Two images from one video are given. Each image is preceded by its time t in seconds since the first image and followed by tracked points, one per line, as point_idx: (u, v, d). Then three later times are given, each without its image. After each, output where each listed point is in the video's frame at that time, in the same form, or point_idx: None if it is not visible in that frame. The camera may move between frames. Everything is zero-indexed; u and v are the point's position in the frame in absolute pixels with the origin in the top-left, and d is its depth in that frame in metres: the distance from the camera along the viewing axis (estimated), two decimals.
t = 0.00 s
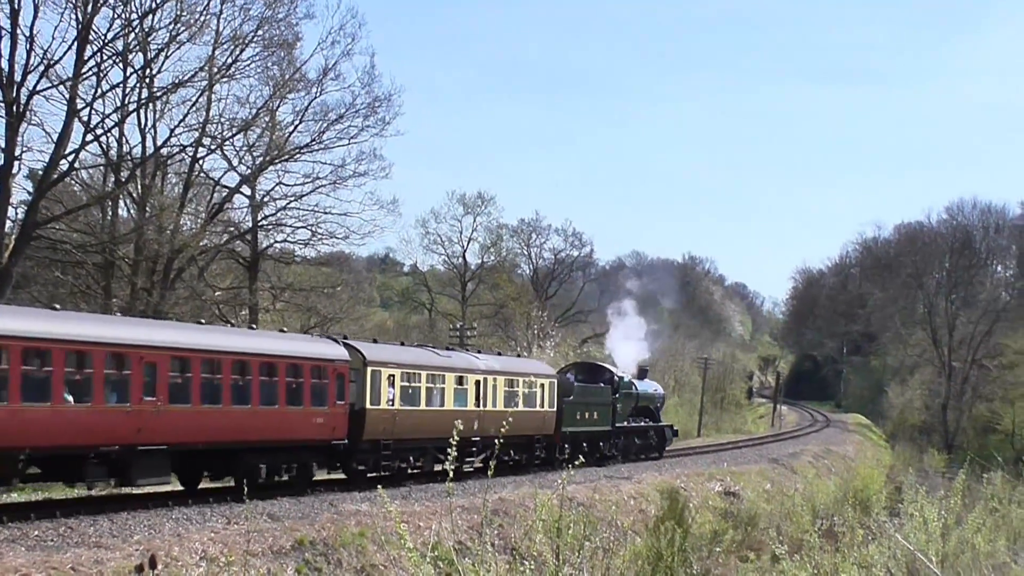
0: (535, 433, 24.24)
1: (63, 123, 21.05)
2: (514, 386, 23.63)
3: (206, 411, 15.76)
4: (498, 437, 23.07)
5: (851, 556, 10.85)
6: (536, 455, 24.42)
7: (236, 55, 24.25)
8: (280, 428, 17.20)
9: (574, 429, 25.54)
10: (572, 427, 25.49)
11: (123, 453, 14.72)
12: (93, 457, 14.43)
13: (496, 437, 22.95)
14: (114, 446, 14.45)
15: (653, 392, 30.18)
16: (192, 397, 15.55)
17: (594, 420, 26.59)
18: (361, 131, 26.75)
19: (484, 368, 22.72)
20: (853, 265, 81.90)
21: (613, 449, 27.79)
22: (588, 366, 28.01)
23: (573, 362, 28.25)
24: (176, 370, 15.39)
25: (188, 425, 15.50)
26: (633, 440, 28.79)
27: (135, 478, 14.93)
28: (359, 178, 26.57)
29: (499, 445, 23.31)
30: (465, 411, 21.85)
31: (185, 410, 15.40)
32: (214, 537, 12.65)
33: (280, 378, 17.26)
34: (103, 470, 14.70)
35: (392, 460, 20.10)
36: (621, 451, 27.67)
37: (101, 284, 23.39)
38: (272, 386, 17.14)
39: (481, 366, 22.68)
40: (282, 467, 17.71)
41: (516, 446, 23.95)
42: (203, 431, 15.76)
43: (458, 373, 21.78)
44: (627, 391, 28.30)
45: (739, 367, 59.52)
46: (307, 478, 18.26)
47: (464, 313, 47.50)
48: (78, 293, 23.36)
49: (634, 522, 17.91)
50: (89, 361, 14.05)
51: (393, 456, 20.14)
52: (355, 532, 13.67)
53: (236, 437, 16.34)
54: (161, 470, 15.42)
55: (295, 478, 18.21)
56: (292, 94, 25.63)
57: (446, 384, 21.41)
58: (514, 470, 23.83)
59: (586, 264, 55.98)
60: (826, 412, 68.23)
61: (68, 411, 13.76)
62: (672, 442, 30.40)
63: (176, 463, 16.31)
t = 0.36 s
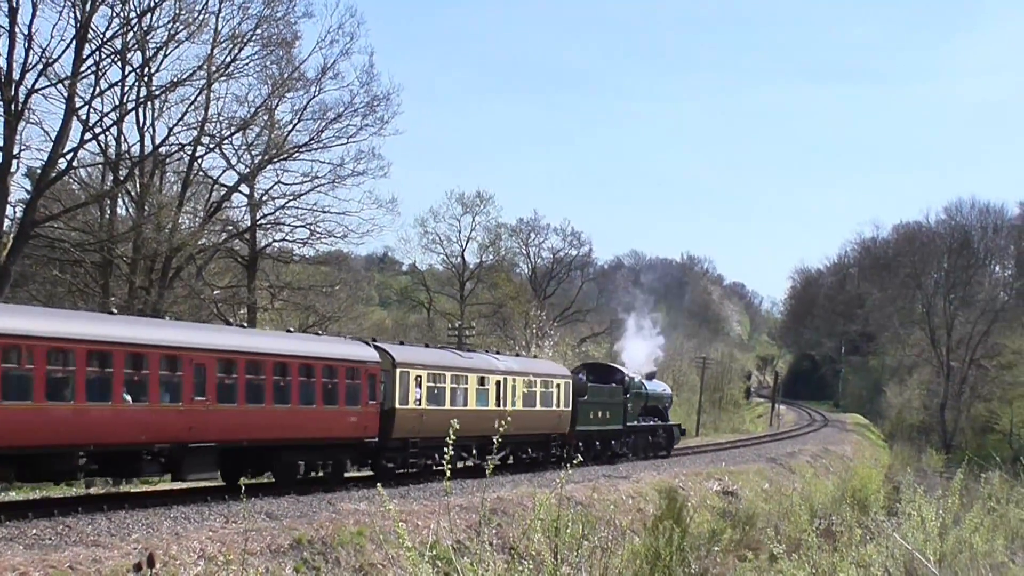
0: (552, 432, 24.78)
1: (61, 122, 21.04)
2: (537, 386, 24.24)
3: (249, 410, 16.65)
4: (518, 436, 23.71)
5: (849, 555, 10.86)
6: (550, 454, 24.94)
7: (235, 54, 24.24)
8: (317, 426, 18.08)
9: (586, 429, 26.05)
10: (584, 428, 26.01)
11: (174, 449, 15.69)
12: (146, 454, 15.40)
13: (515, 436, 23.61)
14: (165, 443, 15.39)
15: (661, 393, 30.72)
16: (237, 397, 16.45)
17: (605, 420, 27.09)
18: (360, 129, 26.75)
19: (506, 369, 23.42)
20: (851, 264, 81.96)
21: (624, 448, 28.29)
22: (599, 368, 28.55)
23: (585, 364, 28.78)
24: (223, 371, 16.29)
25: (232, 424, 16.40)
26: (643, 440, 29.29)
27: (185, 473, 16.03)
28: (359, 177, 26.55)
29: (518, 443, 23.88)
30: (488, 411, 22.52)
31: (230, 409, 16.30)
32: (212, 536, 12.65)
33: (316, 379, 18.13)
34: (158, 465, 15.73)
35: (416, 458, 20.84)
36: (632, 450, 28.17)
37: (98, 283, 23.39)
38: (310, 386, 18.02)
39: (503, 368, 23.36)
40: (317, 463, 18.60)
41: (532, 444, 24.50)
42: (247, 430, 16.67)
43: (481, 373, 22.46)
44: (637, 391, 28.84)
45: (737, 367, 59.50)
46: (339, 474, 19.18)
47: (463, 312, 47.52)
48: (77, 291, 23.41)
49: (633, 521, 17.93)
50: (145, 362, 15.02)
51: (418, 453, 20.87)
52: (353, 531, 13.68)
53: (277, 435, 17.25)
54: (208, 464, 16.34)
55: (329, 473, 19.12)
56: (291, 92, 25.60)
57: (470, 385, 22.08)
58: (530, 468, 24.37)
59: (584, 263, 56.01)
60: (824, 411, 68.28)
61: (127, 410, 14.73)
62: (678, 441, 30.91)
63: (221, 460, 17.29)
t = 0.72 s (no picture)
0: (565, 427, 25.14)
1: (57, 118, 21.02)
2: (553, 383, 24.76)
3: (286, 407, 17.21)
4: (534, 431, 24.19)
5: (844, 550, 10.88)
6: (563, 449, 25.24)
7: (231, 50, 24.23)
8: (349, 422, 18.63)
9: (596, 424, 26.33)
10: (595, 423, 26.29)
11: (220, 445, 16.24)
12: (194, 449, 15.98)
13: (532, 432, 24.08)
14: (211, 440, 15.95)
15: (667, 390, 31.04)
16: (276, 394, 17.03)
17: (614, 415, 27.37)
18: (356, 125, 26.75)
19: (521, 366, 23.95)
20: (847, 260, 82.02)
21: (633, 442, 28.58)
22: (607, 364, 28.87)
23: (593, 361, 29.11)
24: (263, 369, 16.88)
25: (271, 420, 16.96)
26: (651, 435, 29.60)
27: (230, 467, 16.56)
28: (354, 173, 26.52)
29: (533, 438, 24.28)
30: (506, 407, 23.04)
31: (269, 406, 16.88)
32: (207, 532, 12.65)
33: (348, 376, 18.72)
34: (203, 460, 16.21)
35: (440, 452, 21.36)
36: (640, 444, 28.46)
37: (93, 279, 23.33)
38: (342, 383, 18.59)
39: (519, 366, 23.88)
40: (347, 457, 19.14)
41: (545, 439, 24.81)
42: (284, 425, 17.22)
43: (498, 371, 22.98)
44: (645, 386, 29.19)
45: (733, 363, 59.49)
46: (368, 468, 19.75)
47: (459, 309, 47.52)
48: (72, 288, 23.35)
49: (628, 517, 17.95)
50: (194, 363, 15.60)
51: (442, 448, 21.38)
52: (349, 527, 13.69)
53: (312, 432, 17.81)
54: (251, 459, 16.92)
55: (358, 468, 19.67)
56: (286, 88, 25.58)
57: (488, 382, 22.59)
58: (544, 462, 24.68)
59: (580, 259, 56.01)
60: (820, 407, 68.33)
61: (177, 408, 15.28)
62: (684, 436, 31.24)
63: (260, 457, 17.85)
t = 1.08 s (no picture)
0: (576, 417, 25.32)
1: (52, 108, 20.99)
2: (566, 373, 24.99)
3: (320, 398, 17.81)
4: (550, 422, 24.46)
5: (838, 541, 10.89)
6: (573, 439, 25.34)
7: (226, 40, 24.20)
8: (377, 413, 19.13)
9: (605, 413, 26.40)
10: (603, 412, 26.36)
11: (259, 434, 16.83)
12: (235, 438, 16.58)
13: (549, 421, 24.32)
14: (251, 428, 16.54)
15: (672, 381, 31.13)
16: (308, 386, 17.61)
17: (622, 405, 27.43)
18: (350, 116, 26.78)
19: (537, 358, 24.27)
20: (842, 252, 82.09)
21: (640, 432, 28.66)
22: (615, 356, 28.93)
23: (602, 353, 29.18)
24: (297, 362, 17.48)
25: (306, 411, 17.54)
26: (657, 425, 29.66)
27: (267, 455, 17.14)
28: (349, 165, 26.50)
29: (546, 428, 24.53)
30: (524, 398, 23.32)
31: (304, 397, 17.47)
32: (202, 523, 12.64)
33: (375, 368, 19.24)
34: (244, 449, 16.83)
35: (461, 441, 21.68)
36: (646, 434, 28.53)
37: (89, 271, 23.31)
38: (369, 375, 19.11)
39: (536, 358, 24.17)
40: (375, 447, 19.60)
41: (555, 428, 24.92)
42: (318, 416, 17.83)
43: (515, 362, 23.31)
44: (652, 377, 29.27)
45: (728, 354, 59.50)
46: (393, 457, 20.11)
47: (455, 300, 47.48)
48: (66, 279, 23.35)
49: (623, 508, 17.97)
50: (236, 355, 16.22)
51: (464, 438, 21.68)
52: (344, 518, 13.70)
53: (342, 422, 18.36)
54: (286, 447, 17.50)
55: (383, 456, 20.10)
56: (281, 79, 25.54)
57: (504, 373, 22.91)
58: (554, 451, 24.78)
59: (575, 250, 56.01)
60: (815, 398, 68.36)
61: (221, 398, 15.93)
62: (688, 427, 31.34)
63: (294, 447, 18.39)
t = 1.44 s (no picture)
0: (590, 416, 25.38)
1: (51, 109, 20.99)
2: (582, 373, 25.10)
3: (354, 398, 18.01)
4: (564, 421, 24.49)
5: (838, 539, 10.88)
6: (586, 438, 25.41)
7: (224, 40, 24.19)
8: (405, 412, 19.27)
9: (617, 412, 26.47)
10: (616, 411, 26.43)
11: (297, 433, 17.03)
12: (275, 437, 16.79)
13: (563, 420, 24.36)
14: (290, 427, 16.76)
15: (681, 380, 31.21)
16: (343, 386, 17.81)
17: (633, 404, 27.51)
18: (348, 115, 26.80)
19: (554, 358, 24.25)
20: (841, 250, 82.11)
21: (651, 430, 28.74)
22: (626, 356, 29.02)
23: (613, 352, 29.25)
24: (334, 364, 17.69)
25: (341, 411, 17.74)
26: (668, 422, 29.74)
27: (305, 453, 17.34)
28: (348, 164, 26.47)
29: (562, 427, 24.54)
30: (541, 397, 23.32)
31: (339, 397, 17.68)
32: (202, 523, 12.64)
33: (405, 368, 19.40)
34: (284, 447, 17.02)
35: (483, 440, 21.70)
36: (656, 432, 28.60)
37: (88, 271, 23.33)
38: (399, 375, 19.27)
39: (553, 359, 24.07)
40: (404, 445, 19.70)
41: (570, 427, 24.97)
42: (353, 415, 18.01)
43: (533, 362, 23.26)
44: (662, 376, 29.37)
45: (728, 352, 59.48)
46: (421, 455, 20.15)
47: (454, 299, 47.47)
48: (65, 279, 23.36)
49: (623, 506, 17.96)
50: (277, 357, 16.49)
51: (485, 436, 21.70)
52: (345, 517, 13.70)
53: (374, 422, 18.52)
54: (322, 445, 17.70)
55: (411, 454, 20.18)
56: (279, 78, 25.52)
57: (523, 373, 22.79)
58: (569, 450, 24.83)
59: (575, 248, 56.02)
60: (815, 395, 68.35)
61: (265, 399, 16.20)
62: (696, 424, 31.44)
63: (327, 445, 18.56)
